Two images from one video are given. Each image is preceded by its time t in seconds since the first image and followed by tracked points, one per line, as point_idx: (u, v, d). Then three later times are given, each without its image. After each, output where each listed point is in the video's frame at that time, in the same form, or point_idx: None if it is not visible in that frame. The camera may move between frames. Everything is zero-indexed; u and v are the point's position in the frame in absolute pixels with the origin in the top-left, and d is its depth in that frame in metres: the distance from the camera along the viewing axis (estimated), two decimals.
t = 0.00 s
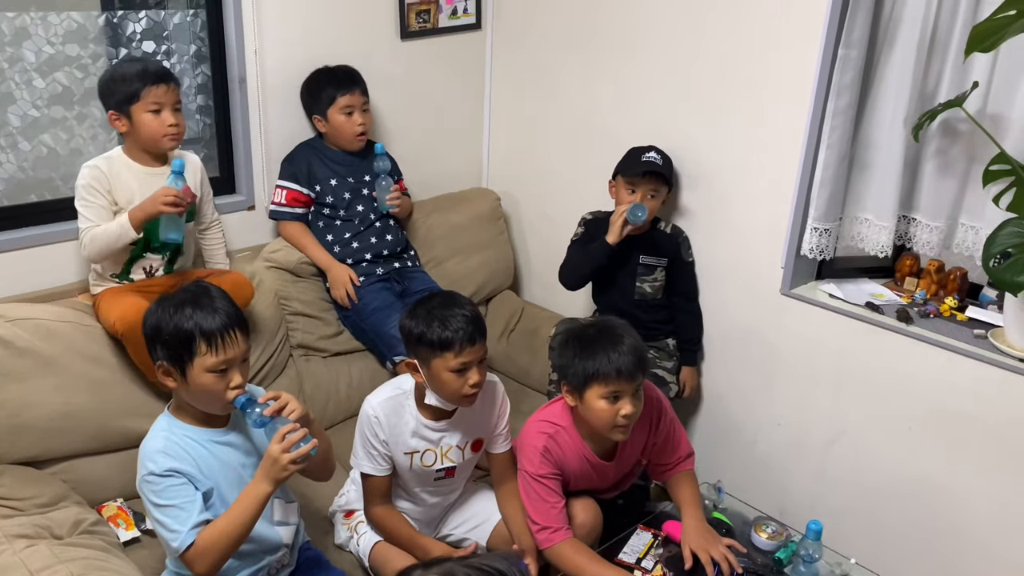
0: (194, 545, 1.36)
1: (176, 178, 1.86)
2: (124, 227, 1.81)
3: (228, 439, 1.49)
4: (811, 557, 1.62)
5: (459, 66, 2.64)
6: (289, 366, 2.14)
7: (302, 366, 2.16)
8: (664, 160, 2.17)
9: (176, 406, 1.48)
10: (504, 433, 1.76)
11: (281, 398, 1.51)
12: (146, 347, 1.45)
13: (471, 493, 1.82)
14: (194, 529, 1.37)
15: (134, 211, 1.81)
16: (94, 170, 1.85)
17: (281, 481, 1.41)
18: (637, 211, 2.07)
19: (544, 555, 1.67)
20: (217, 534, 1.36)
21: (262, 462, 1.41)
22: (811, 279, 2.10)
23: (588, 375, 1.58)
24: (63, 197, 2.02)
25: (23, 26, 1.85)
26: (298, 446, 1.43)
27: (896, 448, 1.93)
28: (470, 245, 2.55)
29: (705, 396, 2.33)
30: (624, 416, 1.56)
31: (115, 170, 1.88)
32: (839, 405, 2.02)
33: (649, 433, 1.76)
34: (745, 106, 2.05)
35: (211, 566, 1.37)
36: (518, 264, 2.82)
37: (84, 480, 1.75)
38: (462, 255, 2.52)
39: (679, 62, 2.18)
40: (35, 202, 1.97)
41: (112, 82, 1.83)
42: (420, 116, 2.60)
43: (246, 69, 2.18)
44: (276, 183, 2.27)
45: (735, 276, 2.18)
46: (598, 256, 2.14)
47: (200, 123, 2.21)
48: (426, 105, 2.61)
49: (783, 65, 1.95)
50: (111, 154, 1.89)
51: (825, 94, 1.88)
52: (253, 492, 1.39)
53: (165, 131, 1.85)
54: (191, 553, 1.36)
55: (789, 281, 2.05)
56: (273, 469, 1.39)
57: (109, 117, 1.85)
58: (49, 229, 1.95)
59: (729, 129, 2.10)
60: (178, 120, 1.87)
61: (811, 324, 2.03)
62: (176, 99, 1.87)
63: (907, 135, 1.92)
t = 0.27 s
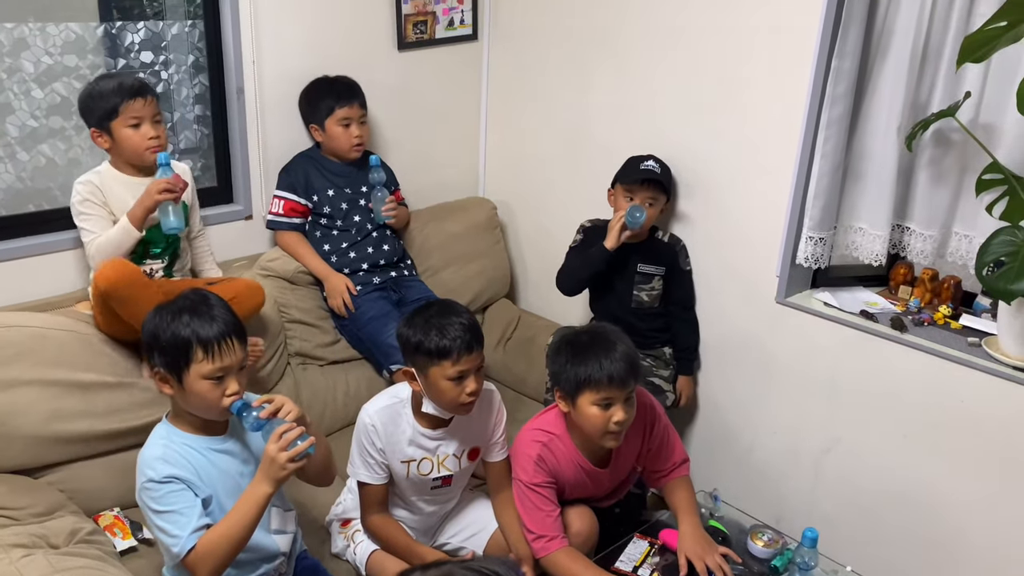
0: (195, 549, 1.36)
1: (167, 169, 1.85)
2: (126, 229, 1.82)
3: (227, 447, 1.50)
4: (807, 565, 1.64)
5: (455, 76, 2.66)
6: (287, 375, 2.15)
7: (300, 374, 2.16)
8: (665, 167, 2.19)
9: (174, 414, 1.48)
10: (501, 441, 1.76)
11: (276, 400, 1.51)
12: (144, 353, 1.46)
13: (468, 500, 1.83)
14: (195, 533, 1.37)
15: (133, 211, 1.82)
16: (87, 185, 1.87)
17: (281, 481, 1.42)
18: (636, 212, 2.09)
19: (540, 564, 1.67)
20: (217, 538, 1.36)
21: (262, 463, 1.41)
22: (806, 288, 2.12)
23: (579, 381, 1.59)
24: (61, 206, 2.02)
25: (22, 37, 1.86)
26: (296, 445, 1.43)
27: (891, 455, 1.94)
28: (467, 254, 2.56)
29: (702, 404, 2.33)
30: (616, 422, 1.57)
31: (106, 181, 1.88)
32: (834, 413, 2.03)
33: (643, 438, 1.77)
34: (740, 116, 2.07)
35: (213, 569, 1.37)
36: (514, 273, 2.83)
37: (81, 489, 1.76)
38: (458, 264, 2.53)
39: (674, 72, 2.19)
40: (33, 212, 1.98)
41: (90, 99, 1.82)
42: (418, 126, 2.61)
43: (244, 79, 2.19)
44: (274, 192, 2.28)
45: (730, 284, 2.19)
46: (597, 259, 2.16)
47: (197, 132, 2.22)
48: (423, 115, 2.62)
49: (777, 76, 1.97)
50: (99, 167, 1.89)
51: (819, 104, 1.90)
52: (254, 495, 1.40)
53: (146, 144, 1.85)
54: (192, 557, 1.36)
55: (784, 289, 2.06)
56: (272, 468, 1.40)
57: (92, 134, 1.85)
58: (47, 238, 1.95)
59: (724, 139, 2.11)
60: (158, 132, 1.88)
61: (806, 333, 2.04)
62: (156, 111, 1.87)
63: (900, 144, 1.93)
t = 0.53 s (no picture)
0: (196, 553, 1.36)
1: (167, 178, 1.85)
2: (131, 241, 1.81)
3: (225, 455, 1.49)
4: (805, 573, 1.64)
5: (454, 85, 2.66)
6: (285, 384, 2.15)
7: (298, 383, 2.16)
8: (664, 176, 2.19)
9: (171, 422, 1.48)
10: (499, 450, 1.76)
11: (271, 404, 1.50)
12: (141, 362, 1.46)
13: (466, 509, 1.82)
14: (195, 538, 1.37)
15: (138, 221, 1.81)
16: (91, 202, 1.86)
17: (282, 481, 1.42)
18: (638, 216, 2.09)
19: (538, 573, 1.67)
20: (218, 540, 1.36)
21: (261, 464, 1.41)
22: (804, 296, 2.12)
23: (575, 392, 1.59)
24: (60, 215, 2.03)
25: (21, 46, 1.87)
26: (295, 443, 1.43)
27: (889, 464, 1.94)
28: (465, 262, 2.56)
29: (701, 413, 2.33)
30: (612, 434, 1.57)
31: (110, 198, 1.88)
32: (833, 422, 2.03)
33: (640, 448, 1.76)
34: (737, 126, 2.07)
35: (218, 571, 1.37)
36: (513, 282, 2.83)
37: (78, 498, 1.75)
38: (457, 272, 2.54)
39: (672, 82, 2.20)
40: (32, 220, 1.98)
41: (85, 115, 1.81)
42: (416, 134, 2.62)
43: (243, 88, 2.20)
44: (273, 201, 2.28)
45: (728, 293, 2.19)
46: (598, 264, 2.16)
47: (196, 141, 2.23)
48: (422, 123, 2.62)
49: (775, 85, 1.97)
50: (103, 184, 1.89)
51: (816, 113, 1.90)
52: (256, 495, 1.39)
53: (145, 161, 1.85)
54: (194, 560, 1.36)
55: (782, 297, 2.07)
56: (272, 468, 1.40)
57: (91, 151, 1.85)
58: (44, 246, 1.95)
59: (722, 148, 2.12)
60: (156, 147, 1.88)
61: (804, 341, 2.04)
62: (155, 126, 1.87)
63: (897, 153, 1.94)
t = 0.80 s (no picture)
0: (194, 559, 1.36)
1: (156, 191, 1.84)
2: (126, 254, 1.82)
3: (222, 462, 1.50)
4: None
5: (453, 90, 2.67)
6: (283, 389, 2.15)
7: (296, 389, 2.17)
8: (662, 182, 2.20)
9: (168, 429, 1.48)
10: (496, 456, 1.76)
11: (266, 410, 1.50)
12: (139, 368, 1.46)
13: (464, 515, 1.82)
14: (192, 545, 1.37)
15: (136, 236, 1.82)
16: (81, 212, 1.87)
17: (281, 487, 1.42)
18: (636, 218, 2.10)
19: None
20: (215, 547, 1.36)
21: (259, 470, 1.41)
22: (801, 302, 2.12)
23: (572, 399, 1.60)
24: (59, 220, 2.03)
25: (21, 52, 1.87)
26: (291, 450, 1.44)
27: (886, 470, 1.94)
28: (464, 267, 2.56)
29: (699, 418, 2.33)
30: (610, 440, 1.57)
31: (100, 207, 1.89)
32: (830, 428, 2.03)
33: (638, 454, 1.77)
34: (734, 133, 2.08)
35: None
36: (511, 287, 2.84)
37: (75, 504, 1.75)
38: (455, 277, 2.54)
39: (670, 90, 2.21)
40: (30, 225, 1.98)
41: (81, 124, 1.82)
42: (415, 140, 2.63)
43: (242, 94, 2.20)
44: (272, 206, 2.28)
45: (725, 299, 2.20)
46: (596, 270, 2.17)
47: (196, 147, 2.24)
48: (421, 128, 2.63)
49: (773, 92, 1.98)
50: (93, 194, 1.89)
51: (813, 120, 1.91)
52: (254, 501, 1.39)
53: (138, 175, 1.86)
54: (192, 567, 1.36)
55: (779, 304, 2.07)
56: (270, 474, 1.40)
57: (84, 161, 1.86)
58: (43, 252, 1.96)
59: (720, 154, 2.12)
60: (151, 164, 1.88)
61: (802, 348, 2.05)
62: (152, 142, 1.88)
63: (894, 160, 1.95)
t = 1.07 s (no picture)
0: (194, 562, 1.36)
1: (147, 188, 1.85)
2: (127, 255, 1.82)
3: (221, 466, 1.49)
4: None
5: (453, 96, 2.68)
6: (282, 394, 2.14)
7: (295, 394, 2.16)
8: (662, 187, 2.20)
9: (166, 434, 1.48)
10: (495, 461, 1.76)
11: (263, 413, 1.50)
12: (137, 373, 1.46)
13: (463, 521, 1.82)
14: (193, 548, 1.37)
15: (138, 235, 1.82)
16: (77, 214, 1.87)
17: (281, 489, 1.42)
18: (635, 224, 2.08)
19: None
20: (216, 549, 1.36)
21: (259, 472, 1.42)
22: (801, 308, 2.12)
23: (573, 403, 1.59)
24: (59, 224, 2.03)
25: (22, 56, 1.88)
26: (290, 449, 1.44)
27: (886, 476, 1.94)
28: (463, 272, 2.57)
29: (699, 424, 2.33)
30: (611, 444, 1.57)
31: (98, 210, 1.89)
32: (830, 433, 2.03)
33: (637, 460, 1.76)
34: (734, 138, 2.08)
35: None
36: (511, 292, 2.84)
37: (73, 508, 1.75)
38: (455, 283, 2.54)
39: (670, 96, 2.21)
40: (30, 229, 1.98)
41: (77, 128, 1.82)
42: (415, 145, 2.63)
43: (242, 99, 2.21)
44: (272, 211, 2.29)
45: (725, 305, 2.20)
46: (595, 275, 2.17)
47: (196, 151, 2.24)
48: (421, 133, 2.64)
49: (772, 98, 1.98)
50: (91, 198, 1.90)
51: (813, 126, 1.91)
52: (256, 502, 1.40)
53: (133, 182, 1.86)
54: (193, 570, 1.36)
55: (779, 309, 2.07)
56: (270, 475, 1.41)
57: (79, 165, 1.87)
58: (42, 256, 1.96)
59: (719, 159, 2.13)
60: (145, 169, 1.89)
61: (801, 354, 2.05)
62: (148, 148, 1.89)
63: (894, 166, 1.95)
